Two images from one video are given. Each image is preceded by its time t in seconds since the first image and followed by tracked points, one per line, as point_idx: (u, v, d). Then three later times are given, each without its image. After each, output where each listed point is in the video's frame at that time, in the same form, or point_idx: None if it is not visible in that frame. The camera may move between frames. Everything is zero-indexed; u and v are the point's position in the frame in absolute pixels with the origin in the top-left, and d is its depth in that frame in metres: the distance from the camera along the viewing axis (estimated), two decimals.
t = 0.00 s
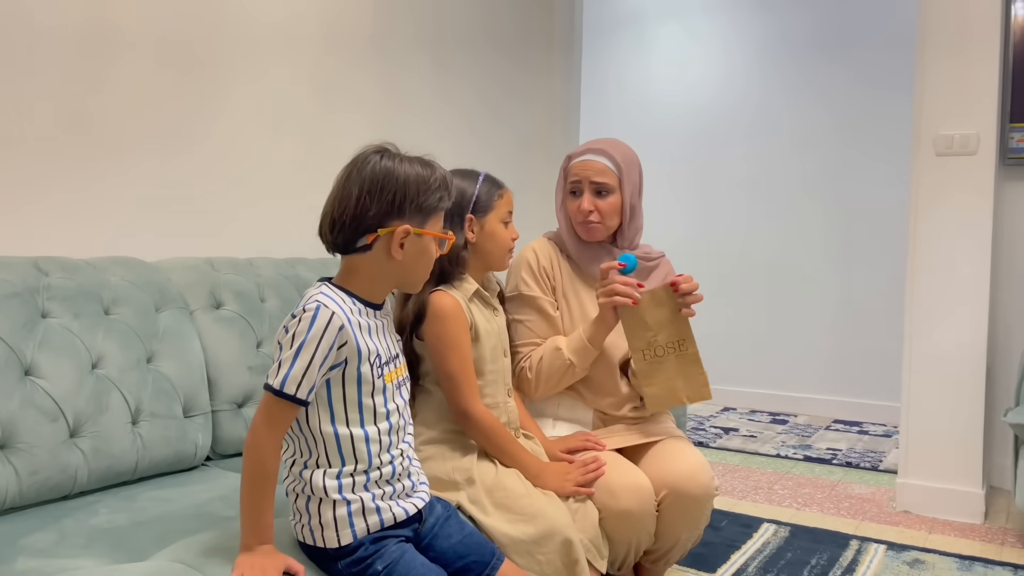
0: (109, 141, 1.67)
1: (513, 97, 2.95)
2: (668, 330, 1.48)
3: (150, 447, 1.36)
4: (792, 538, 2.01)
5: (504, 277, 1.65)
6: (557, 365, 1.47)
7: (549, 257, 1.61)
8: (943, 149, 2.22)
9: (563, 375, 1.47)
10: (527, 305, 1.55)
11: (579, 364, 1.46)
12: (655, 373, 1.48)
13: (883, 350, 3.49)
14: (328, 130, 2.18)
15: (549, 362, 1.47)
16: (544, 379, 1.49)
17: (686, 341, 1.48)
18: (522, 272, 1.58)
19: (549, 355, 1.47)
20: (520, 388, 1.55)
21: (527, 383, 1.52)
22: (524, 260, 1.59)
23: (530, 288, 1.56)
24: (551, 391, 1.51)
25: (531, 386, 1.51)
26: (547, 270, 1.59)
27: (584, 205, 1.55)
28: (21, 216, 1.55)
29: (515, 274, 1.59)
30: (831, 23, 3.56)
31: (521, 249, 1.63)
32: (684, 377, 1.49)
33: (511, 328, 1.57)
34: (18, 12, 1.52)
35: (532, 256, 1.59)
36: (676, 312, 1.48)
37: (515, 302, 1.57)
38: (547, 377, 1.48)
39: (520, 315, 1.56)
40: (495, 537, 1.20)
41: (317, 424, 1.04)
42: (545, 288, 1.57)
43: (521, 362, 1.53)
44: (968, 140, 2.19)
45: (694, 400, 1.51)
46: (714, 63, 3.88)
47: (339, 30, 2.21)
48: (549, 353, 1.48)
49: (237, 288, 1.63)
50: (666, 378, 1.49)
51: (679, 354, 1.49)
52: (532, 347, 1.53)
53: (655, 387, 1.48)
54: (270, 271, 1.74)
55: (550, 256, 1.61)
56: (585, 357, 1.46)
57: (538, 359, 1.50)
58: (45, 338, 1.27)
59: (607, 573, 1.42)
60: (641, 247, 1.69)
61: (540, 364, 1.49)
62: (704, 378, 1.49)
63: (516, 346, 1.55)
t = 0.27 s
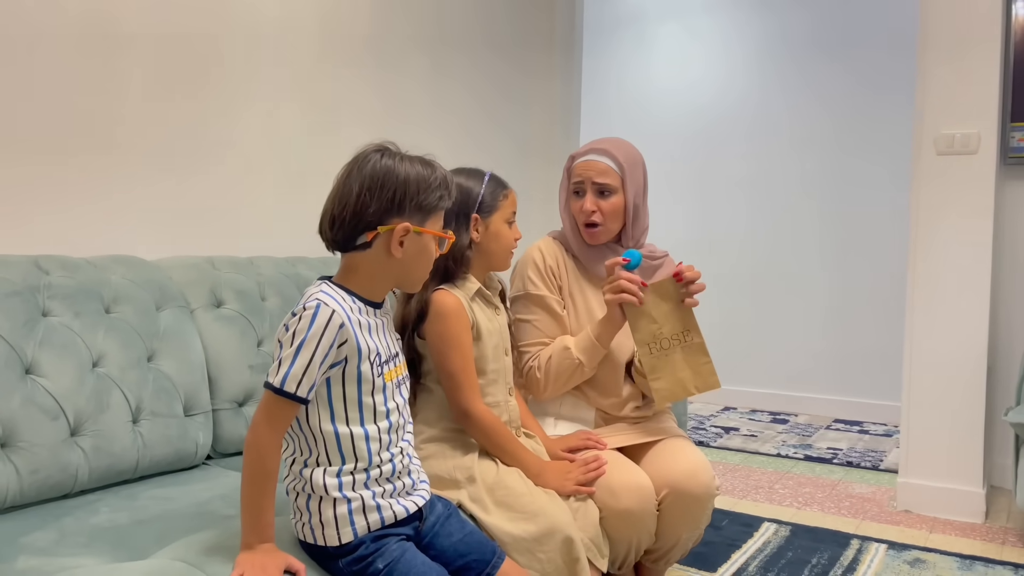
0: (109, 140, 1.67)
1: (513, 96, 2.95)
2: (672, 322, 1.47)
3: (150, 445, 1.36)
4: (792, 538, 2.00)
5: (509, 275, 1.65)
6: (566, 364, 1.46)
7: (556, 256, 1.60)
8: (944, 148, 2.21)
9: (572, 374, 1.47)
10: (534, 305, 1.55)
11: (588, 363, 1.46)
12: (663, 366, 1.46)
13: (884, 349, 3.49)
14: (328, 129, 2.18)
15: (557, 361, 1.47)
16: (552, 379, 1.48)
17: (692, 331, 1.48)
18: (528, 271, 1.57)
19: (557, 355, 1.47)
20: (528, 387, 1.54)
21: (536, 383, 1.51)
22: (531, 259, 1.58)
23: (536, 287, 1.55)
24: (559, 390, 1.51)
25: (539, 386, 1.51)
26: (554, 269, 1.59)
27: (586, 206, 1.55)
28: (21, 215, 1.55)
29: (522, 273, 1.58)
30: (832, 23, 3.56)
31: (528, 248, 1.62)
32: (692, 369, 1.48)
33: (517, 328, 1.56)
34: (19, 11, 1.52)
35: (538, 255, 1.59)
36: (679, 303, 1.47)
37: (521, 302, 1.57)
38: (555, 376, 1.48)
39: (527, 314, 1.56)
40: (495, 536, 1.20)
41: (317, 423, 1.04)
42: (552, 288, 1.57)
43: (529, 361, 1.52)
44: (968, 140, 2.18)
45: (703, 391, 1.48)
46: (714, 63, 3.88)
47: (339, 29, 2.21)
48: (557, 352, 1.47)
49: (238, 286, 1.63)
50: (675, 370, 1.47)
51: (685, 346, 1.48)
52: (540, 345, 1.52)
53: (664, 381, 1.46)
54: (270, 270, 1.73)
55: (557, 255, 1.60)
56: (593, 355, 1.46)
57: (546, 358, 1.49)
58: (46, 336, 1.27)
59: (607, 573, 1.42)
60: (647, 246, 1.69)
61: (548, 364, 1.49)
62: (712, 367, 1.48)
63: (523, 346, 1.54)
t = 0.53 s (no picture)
0: (108, 140, 1.67)
1: (512, 95, 2.95)
2: (672, 321, 1.50)
3: (149, 445, 1.36)
4: (791, 537, 2.01)
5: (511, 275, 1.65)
6: (568, 361, 1.44)
7: (557, 255, 1.61)
8: (943, 147, 2.21)
9: (574, 371, 1.45)
10: (535, 303, 1.54)
11: (590, 359, 1.44)
12: (660, 364, 1.49)
13: (883, 349, 3.49)
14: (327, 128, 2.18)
15: (558, 358, 1.45)
16: (554, 377, 1.46)
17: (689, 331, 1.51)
18: (529, 270, 1.57)
19: (558, 352, 1.45)
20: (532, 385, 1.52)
21: (539, 381, 1.49)
22: (532, 258, 1.59)
23: (537, 285, 1.55)
24: (562, 389, 1.49)
25: (542, 385, 1.49)
26: (555, 268, 1.59)
27: (586, 206, 1.55)
28: (20, 214, 1.55)
29: (524, 272, 1.58)
30: (831, 23, 3.56)
31: (529, 247, 1.62)
32: (688, 368, 1.51)
33: (519, 327, 1.56)
34: (18, 10, 1.52)
35: (539, 254, 1.59)
36: (679, 302, 1.51)
37: (523, 301, 1.56)
38: (557, 374, 1.46)
39: (528, 313, 1.55)
40: (494, 535, 1.20)
41: (316, 422, 1.04)
42: (552, 286, 1.57)
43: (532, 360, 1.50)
44: (968, 139, 2.18)
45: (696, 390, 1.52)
46: (714, 62, 3.88)
47: (339, 28, 2.21)
48: (558, 349, 1.45)
49: (237, 286, 1.63)
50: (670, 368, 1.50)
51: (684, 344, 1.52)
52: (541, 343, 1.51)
53: (660, 378, 1.49)
54: (270, 270, 1.73)
55: (558, 254, 1.61)
56: (594, 351, 1.44)
57: (547, 357, 1.48)
58: (45, 336, 1.27)
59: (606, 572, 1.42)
60: (645, 245, 1.69)
61: (550, 361, 1.47)
62: (706, 367, 1.51)
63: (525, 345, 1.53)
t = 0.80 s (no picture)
0: (106, 138, 1.67)
1: (511, 95, 2.95)
2: (682, 311, 1.52)
3: (148, 444, 1.36)
4: (790, 536, 2.01)
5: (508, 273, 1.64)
6: (577, 356, 1.43)
7: (555, 251, 1.60)
8: (942, 146, 2.21)
9: (584, 365, 1.43)
10: (537, 298, 1.53)
11: (599, 352, 1.44)
12: (669, 353, 1.52)
13: (881, 348, 3.50)
14: (326, 128, 2.18)
15: (566, 353, 1.43)
16: (563, 372, 1.44)
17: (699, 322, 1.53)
18: (527, 266, 1.56)
19: (567, 345, 1.43)
20: (539, 382, 1.50)
21: (547, 378, 1.47)
22: (530, 255, 1.58)
23: (538, 280, 1.54)
24: (570, 384, 1.47)
25: (550, 380, 1.46)
26: (554, 264, 1.58)
27: (617, 210, 1.54)
28: (18, 214, 1.55)
29: (522, 268, 1.57)
30: (830, 23, 3.56)
31: (525, 244, 1.61)
32: (696, 359, 1.53)
33: (522, 324, 1.54)
34: (17, 9, 1.52)
35: (537, 250, 1.58)
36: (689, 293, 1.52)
37: (523, 297, 1.55)
38: (567, 368, 1.44)
39: (531, 309, 1.53)
40: (493, 533, 1.20)
41: (315, 421, 1.03)
42: (552, 281, 1.56)
43: (538, 356, 1.48)
44: (966, 138, 2.18)
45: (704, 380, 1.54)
46: (713, 62, 3.88)
47: (338, 28, 2.21)
48: (565, 344, 1.44)
49: (236, 285, 1.63)
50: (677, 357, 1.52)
51: (693, 335, 1.53)
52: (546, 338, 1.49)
53: (668, 367, 1.51)
54: (269, 269, 1.73)
55: (556, 249, 1.60)
56: (603, 344, 1.44)
57: (555, 352, 1.45)
58: (43, 335, 1.26)
59: (605, 570, 1.42)
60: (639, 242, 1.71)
61: (557, 357, 1.45)
62: (715, 359, 1.53)
63: (530, 341, 1.51)
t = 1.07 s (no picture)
0: (104, 139, 1.67)
1: (510, 95, 2.95)
2: (697, 302, 1.51)
3: (146, 445, 1.35)
4: (789, 535, 2.01)
5: (508, 275, 1.62)
6: (591, 353, 1.41)
7: (557, 251, 1.59)
8: (940, 146, 2.22)
9: (596, 362, 1.42)
10: (542, 297, 1.52)
11: (612, 349, 1.43)
12: (690, 345, 1.51)
13: (879, 347, 3.50)
14: (324, 128, 2.18)
15: (579, 351, 1.41)
16: (577, 370, 1.42)
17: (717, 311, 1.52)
18: (531, 266, 1.55)
19: (579, 342, 1.42)
20: (550, 381, 1.47)
21: (559, 377, 1.45)
22: (533, 256, 1.56)
23: (542, 279, 1.54)
24: (583, 383, 1.45)
25: (562, 379, 1.44)
26: (556, 263, 1.57)
27: (630, 211, 1.55)
28: (16, 214, 1.55)
29: (526, 269, 1.56)
30: (829, 22, 3.56)
31: (526, 246, 1.60)
32: (717, 347, 1.53)
33: (530, 324, 1.52)
34: (15, 9, 1.52)
35: (539, 251, 1.57)
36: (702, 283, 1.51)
37: (528, 297, 1.53)
38: (580, 366, 1.42)
39: (538, 309, 1.52)
40: (492, 533, 1.20)
41: (313, 422, 1.03)
42: (556, 281, 1.56)
43: (549, 355, 1.46)
44: (964, 138, 2.19)
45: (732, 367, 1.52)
46: (711, 62, 3.88)
47: (336, 28, 2.21)
48: (578, 342, 1.42)
49: (234, 285, 1.63)
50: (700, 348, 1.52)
51: (711, 324, 1.52)
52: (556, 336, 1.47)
53: (691, 360, 1.51)
54: (267, 269, 1.73)
55: (558, 250, 1.59)
56: (616, 340, 1.43)
57: (567, 349, 1.44)
58: (41, 336, 1.26)
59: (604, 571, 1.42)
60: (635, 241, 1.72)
61: (570, 354, 1.43)
62: (738, 346, 1.52)
63: (539, 340, 1.48)
